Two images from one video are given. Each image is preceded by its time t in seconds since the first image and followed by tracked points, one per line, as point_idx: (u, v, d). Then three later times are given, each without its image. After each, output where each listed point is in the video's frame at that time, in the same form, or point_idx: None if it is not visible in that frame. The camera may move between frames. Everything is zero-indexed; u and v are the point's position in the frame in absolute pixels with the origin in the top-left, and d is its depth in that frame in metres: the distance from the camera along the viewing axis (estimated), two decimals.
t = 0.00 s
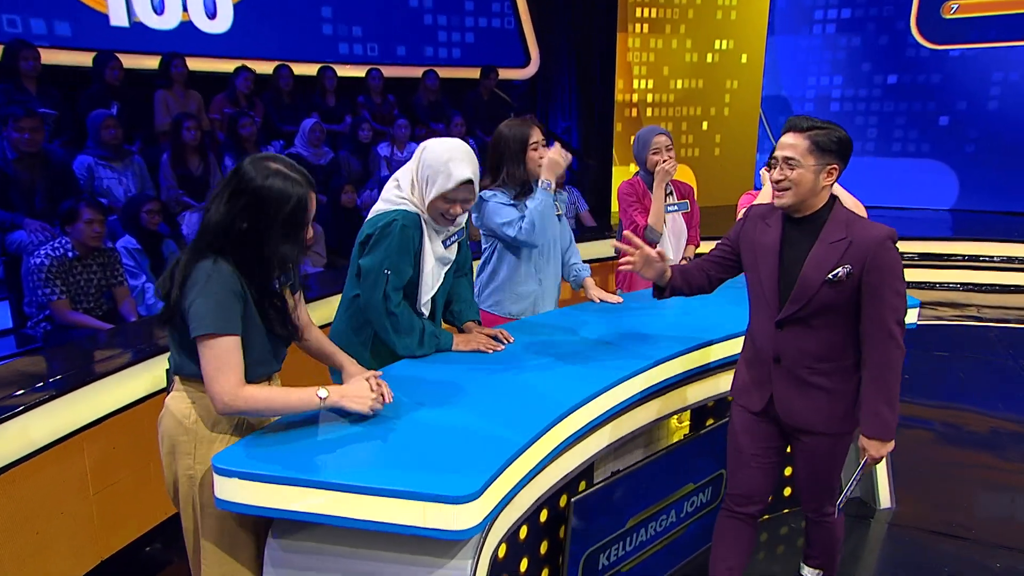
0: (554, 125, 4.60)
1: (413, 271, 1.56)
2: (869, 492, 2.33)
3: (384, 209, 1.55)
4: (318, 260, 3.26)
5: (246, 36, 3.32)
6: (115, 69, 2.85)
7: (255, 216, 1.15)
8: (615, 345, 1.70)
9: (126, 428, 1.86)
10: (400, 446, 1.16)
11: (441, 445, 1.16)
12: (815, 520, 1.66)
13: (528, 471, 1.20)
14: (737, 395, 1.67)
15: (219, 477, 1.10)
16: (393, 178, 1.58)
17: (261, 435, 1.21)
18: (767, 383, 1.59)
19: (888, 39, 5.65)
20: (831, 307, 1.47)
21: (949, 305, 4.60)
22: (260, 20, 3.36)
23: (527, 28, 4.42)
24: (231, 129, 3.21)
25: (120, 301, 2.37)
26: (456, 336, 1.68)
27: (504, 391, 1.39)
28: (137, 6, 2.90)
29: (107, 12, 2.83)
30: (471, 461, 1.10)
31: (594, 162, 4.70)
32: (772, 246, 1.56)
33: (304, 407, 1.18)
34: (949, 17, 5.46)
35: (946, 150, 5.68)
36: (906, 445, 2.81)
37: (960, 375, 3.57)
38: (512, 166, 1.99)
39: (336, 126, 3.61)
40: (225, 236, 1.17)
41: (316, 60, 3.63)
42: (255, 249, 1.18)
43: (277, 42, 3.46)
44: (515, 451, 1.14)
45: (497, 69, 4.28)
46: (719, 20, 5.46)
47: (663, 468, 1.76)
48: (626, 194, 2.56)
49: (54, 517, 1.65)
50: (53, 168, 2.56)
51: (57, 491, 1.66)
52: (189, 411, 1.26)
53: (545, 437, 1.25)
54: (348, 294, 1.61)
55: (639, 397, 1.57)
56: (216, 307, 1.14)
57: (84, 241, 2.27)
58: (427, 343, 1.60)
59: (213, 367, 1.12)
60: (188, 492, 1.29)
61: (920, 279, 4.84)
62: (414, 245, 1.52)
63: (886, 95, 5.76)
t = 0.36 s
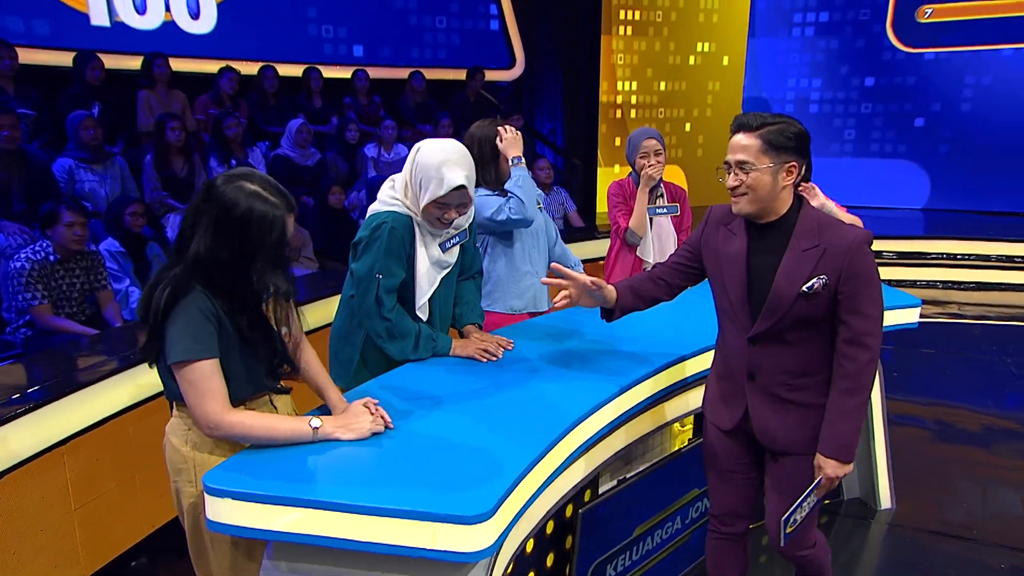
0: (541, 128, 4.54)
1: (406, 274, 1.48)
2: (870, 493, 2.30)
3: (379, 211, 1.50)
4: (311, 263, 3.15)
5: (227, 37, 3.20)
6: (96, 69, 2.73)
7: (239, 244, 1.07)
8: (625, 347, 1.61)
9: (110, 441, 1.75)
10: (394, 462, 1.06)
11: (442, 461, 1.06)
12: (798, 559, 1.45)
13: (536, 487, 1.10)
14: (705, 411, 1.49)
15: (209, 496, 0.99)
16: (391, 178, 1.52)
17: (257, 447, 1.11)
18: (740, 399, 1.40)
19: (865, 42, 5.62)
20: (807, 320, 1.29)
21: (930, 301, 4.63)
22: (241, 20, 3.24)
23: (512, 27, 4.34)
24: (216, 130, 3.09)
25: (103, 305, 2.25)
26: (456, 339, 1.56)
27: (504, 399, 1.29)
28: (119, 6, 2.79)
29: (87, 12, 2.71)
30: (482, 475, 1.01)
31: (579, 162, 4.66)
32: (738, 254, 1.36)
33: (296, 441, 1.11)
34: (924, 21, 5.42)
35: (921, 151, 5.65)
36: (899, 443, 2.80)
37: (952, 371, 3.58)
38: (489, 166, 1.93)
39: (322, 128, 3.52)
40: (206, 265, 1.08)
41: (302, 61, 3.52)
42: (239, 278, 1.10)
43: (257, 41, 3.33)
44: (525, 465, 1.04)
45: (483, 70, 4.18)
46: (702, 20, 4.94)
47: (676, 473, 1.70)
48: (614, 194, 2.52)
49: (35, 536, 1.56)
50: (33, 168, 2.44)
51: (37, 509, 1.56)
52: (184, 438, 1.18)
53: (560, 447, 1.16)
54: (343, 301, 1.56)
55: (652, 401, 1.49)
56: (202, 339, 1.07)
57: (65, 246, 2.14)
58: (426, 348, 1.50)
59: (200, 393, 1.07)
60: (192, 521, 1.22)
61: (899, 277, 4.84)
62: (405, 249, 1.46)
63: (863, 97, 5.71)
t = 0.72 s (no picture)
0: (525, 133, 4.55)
1: (394, 271, 1.49)
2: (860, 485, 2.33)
3: (356, 212, 1.51)
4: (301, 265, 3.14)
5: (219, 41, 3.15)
6: (83, 72, 2.70)
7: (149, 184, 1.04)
8: (625, 346, 1.61)
9: (102, 445, 1.72)
10: (402, 468, 1.03)
11: (452, 467, 1.03)
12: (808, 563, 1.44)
13: (546, 493, 1.08)
14: (715, 408, 1.50)
15: (208, 509, 0.96)
16: (363, 179, 1.54)
17: (258, 457, 1.08)
18: (749, 398, 1.40)
19: (832, 50, 5.57)
20: (820, 315, 1.26)
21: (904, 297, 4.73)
22: (232, 22, 3.17)
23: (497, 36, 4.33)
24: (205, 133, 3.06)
25: (94, 308, 2.21)
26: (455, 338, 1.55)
27: (512, 403, 1.27)
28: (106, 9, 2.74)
29: (75, 16, 2.66)
30: (491, 483, 0.98)
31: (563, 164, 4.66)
32: (753, 246, 1.35)
33: (299, 436, 1.09)
34: (889, 30, 5.39)
35: (886, 155, 5.66)
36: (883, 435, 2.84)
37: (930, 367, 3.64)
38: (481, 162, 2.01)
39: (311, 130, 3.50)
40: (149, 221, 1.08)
41: (291, 65, 3.46)
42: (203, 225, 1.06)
43: (250, 49, 3.29)
44: (535, 472, 1.01)
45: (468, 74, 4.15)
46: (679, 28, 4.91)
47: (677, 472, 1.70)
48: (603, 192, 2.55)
49: (29, 540, 1.53)
50: (19, 171, 2.41)
51: (31, 513, 1.53)
52: (187, 420, 1.19)
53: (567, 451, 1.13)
54: (333, 307, 1.57)
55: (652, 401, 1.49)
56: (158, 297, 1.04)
57: (54, 248, 2.12)
58: (424, 347, 1.50)
59: (196, 365, 1.05)
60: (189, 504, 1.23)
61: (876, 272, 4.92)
62: (388, 245, 1.47)
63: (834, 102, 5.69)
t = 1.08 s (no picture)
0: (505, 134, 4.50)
1: (349, 268, 1.43)
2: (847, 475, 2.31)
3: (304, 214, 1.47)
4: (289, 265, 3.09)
5: (206, 46, 3.12)
6: (70, 75, 2.64)
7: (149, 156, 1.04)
8: (623, 340, 1.60)
9: (96, 445, 1.71)
10: (407, 469, 1.00)
11: (459, 469, 1.00)
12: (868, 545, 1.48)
13: (556, 494, 1.05)
14: (777, 396, 1.54)
15: (206, 515, 0.92)
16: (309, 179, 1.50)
17: (258, 459, 1.05)
18: (808, 385, 1.44)
19: (801, 56, 5.53)
20: (889, 308, 1.28)
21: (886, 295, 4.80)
22: (219, 28, 3.15)
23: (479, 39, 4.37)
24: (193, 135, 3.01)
25: (81, 309, 2.18)
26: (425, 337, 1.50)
27: (516, 402, 1.24)
28: (93, 11, 2.70)
29: (61, 19, 2.62)
30: (501, 484, 0.95)
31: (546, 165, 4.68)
32: (829, 236, 1.39)
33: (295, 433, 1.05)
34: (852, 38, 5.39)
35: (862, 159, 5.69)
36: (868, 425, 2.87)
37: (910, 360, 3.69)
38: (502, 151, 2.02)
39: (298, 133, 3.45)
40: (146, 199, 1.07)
41: (276, 69, 3.44)
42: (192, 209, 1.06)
43: (238, 53, 3.27)
44: (546, 472, 0.98)
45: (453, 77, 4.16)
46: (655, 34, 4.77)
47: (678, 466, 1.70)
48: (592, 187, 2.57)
49: (20, 542, 1.52)
50: (9, 174, 2.35)
51: (24, 514, 1.53)
52: (181, 416, 1.17)
53: (574, 450, 1.11)
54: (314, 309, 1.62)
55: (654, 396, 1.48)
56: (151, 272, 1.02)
57: (40, 248, 2.08)
58: (393, 344, 1.43)
59: (186, 352, 1.00)
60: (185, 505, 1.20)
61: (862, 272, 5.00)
62: (343, 241, 1.42)
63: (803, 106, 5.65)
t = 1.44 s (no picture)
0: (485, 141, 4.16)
1: (319, 254, 1.47)
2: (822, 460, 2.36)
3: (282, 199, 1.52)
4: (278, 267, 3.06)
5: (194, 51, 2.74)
6: (60, 79, 2.27)
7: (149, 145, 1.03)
8: (618, 332, 1.60)
9: (88, 444, 1.72)
10: (409, 465, 0.98)
11: (462, 465, 0.98)
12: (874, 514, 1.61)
13: (562, 488, 1.04)
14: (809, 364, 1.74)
15: (204, 516, 0.89)
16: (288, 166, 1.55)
17: (253, 459, 1.02)
18: (830, 353, 1.64)
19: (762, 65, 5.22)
20: (906, 278, 1.46)
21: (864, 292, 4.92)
22: (205, 34, 2.77)
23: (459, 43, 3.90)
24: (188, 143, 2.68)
25: (71, 309, 2.20)
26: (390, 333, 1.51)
27: (514, 395, 1.23)
28: (83, 17, 2.30)
29: (49, 23, 2.21)
30: (508, 480, 0.94)
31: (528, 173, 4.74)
32: (859, 211, 1.60)
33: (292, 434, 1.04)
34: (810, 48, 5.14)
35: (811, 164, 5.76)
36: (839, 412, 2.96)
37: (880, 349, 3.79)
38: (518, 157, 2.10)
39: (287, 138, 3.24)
40: (138, 189, 1.07)
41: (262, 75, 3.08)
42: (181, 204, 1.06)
43: (219, 55, 2.86)
44: (554, 467, 0.97)
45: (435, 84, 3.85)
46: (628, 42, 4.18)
47: (670, 455, 1.73)
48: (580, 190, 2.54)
49: (17, 540, 1.53)
50: None
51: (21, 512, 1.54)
52: (184, 417, 1.16)
53: (577, 443, 1.10)
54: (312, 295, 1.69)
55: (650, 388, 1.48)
56: (151, 264, 1.00)
57: (29, 249, 2.08)
58: (353, 339, 1.43)
59: (176, 364, 1.00)
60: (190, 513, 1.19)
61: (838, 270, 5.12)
62: (313, 229, 1.45)
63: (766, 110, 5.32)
